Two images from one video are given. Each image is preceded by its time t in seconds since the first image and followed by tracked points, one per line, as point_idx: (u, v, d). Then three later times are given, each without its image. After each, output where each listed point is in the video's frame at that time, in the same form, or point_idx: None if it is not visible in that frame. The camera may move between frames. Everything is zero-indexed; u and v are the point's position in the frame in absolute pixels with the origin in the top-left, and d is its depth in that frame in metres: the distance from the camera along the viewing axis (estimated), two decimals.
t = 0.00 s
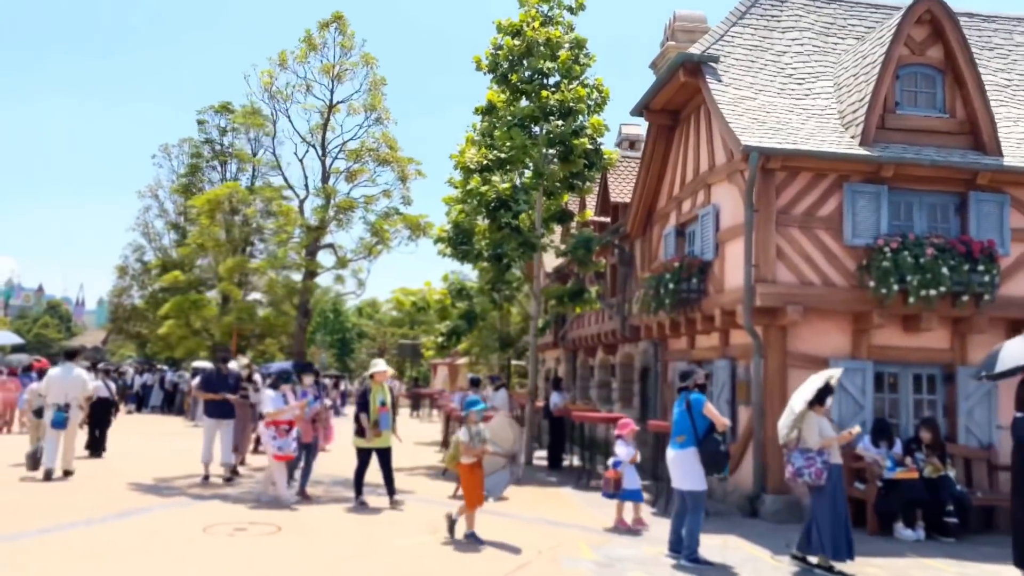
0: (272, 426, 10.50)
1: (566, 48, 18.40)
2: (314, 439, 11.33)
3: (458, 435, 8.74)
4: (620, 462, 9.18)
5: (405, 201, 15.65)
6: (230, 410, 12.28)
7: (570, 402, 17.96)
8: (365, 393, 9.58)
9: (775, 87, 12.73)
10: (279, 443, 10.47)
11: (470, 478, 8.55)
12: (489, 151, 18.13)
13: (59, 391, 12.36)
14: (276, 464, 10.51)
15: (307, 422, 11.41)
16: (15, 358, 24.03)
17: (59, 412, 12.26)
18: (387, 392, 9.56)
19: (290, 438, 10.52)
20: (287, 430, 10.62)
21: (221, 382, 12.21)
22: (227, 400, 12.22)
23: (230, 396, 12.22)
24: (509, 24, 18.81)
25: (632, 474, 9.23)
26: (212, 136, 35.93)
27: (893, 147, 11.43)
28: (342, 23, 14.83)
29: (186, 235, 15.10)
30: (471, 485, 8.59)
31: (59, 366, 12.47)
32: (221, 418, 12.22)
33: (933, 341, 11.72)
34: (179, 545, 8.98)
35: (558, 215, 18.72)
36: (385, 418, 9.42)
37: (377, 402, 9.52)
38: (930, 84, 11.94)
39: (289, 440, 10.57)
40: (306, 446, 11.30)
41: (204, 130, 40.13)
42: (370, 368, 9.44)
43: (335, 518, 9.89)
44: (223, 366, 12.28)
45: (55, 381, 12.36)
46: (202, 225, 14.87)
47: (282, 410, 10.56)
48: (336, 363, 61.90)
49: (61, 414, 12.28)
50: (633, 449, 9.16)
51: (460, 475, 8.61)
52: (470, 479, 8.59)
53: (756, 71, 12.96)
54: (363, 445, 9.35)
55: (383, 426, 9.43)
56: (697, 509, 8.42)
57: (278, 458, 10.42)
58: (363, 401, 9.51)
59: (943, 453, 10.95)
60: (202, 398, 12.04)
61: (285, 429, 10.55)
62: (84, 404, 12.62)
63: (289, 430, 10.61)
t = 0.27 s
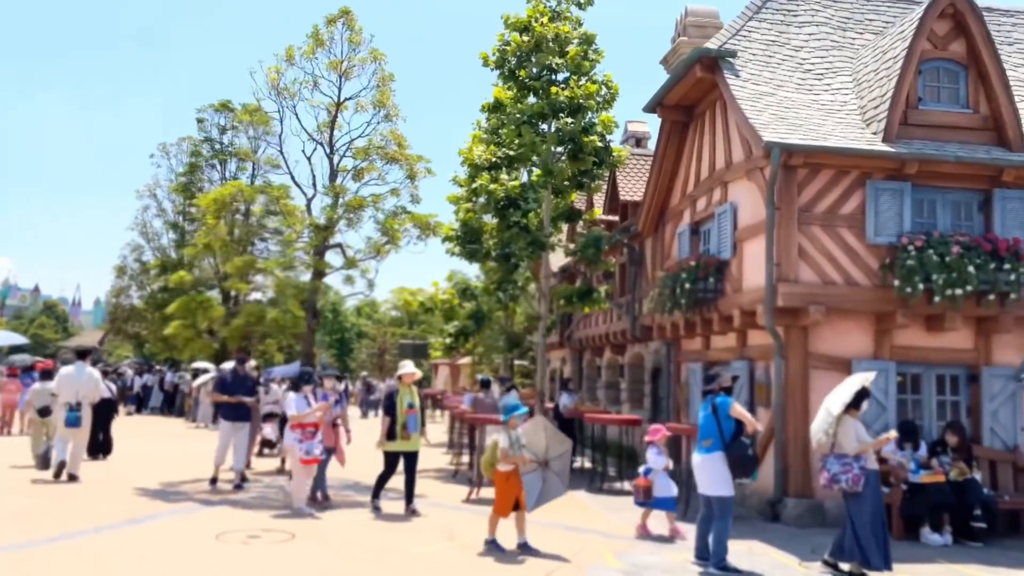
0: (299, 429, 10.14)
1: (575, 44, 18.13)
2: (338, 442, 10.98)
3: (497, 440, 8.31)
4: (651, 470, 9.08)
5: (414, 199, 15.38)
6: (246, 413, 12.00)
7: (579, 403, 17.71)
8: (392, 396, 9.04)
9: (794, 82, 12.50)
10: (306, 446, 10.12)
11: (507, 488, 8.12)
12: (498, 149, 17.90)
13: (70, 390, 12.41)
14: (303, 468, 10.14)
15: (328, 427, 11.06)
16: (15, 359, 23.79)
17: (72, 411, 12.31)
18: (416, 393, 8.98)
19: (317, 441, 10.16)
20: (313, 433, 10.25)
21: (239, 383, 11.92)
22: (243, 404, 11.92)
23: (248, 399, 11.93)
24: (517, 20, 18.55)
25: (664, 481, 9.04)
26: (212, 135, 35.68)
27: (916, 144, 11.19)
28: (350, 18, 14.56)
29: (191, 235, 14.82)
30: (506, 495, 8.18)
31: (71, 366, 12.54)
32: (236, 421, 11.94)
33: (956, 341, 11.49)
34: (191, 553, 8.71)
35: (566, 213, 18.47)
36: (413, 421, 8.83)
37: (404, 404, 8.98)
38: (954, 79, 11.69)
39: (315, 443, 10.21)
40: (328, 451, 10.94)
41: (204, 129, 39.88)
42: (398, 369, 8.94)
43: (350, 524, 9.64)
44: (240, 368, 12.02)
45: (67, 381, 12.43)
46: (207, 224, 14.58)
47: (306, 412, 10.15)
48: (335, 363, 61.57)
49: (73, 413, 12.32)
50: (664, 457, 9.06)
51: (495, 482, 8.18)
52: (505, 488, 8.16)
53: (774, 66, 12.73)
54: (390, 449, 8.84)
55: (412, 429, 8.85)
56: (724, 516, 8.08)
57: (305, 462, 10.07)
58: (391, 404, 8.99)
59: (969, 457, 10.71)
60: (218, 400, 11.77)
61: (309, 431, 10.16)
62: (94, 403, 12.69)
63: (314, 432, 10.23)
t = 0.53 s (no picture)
0: (317, 430, 10.05)
1: (582, 39, 17.94)
2: (365, 444, 10.76)
3: (542, 444, 8.04)
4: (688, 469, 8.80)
5: (423, 197, 15.21)
6: (262, 414, 11.83)
7: (589, 402, 17.57)
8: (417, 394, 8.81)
9: (810, 76, 12.35)
10: (323, 449, 9.98)
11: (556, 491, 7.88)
12: (506, 147, 17.73)
13: (77, 395, 12.48)
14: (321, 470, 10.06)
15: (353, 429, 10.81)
16: (16, 360, 23.60)
17: (79, 415, 12.36)
18: (441, 392, 8.77)
19: (334, 444, 10.00)
20: (332, 434, 10.13)
21: (257, 383, 11.78)
22: (262, 404, 11.81)
23: (265, 398, 11.82)
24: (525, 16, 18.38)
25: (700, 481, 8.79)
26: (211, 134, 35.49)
27: (937, 138, 11.06)
28: (358, 12, 14.39)
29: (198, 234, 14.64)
30: (557, 500, 7.92)
31: (78, 371, 12.62)
32: (256, 421, 11.80)
33: (977, 338, 11.36)
34: (207, 555, 8.54)
35: (574, 211, 18.32)
36: (437, 420, 8.58)
37: (428, 403, 8.76)
38: (973, 72, 11.56)
39: (333, 445, 10.06)
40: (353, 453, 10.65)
41: (203, 128, 39.68)
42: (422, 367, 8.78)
43: (366, 526, 9.47)
44: (258, 367, 11.87)
45: (75, 385, 12.51)
46: (214, 222, 14.40)
47: (325, 413, 10.01)
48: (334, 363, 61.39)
49: (81, 416, 12.36)
50: (700, 456, 8.77)
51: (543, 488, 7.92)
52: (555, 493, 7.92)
53: (790, 60, 12.58)
54: (415, 448, 8.60)
55: (437, 428, 8.59)
56: (751, 517, 7.85)
57: (322, 465, 9.97)
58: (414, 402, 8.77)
59: (993, 455, 10.58)
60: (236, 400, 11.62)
61: (329, 433, 10.09)
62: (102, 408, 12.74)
63: (333, 434, 10.10)
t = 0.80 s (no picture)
0: (335, 438, 9.71)
1: (589, 37, 17.71)
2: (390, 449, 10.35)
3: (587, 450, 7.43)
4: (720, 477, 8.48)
5: (430, 196, 14.95)
6: (275, 421, 11.55)
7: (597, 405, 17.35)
8: (436, 401, 8.84)
9: (828, 74, 12.15)
10: (339, 457, 9.63)
11: (607, 500, 7.36)
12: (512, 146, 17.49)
13: (81, 396, 12.74)
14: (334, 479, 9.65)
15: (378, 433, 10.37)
16: (11, 362, 23.23)
17: (83, 416, 12.63)
18: (461, 399, 8.82)
19: (351, 452, 9.64)
20: (351, 442, 9.75)
21: (268, 389, 11.57)
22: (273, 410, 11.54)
23: (277, 406, 11.56)
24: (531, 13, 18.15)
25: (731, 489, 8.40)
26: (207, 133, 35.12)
27: (959, 137, 10.86)
28: (365, 9, 14.13)
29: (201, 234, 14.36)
30: (604, 509, 7.38)
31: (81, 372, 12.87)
32: (267, 428, 11.49)
33: (999, 341, 11.17)
34: (220, 565, 8.28)
35: (580, 211, 18.09)
36: (458, 428, 8.62)
37: (449, 410, 8.78)
38: (995, 71, 11.37)
39: (351, 454, 9.69)
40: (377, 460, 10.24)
41: (198, 127, 39.26)
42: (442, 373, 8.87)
43: (381, 536, 9.20)
44: (269, 372, 11.64)
45: (78, 387, 12.76)
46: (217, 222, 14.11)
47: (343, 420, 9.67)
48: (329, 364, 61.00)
49: (85, 417, 12.63)
50: (733, 464, 8.46)
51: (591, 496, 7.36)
52: (603, 502, 7.38)
53: (806, 57, 12.38)
54: (435, 457, 8.62)
55: (456, 436, 8.58)
56: (782, 526, 7.71)
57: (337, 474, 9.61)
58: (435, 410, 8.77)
59: (1017, 460, 10.39)
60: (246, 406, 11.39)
61: (347, 441, 9.69)
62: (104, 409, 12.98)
63: (351, 441, 9.72)
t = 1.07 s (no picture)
0: (359, 440, 9.31)
1: (593, 35, 17.56)
2: (417, 452, 9.89)
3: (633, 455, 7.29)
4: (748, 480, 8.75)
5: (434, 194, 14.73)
6: (287, 421, 11.21)
7: (602, 406, 17.16)
8: (455, 402, 8.90)
9: (840, 70, 12.01)
10: (364, 461, 9.24)
11: (651, 505, 7.19)
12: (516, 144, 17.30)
13: (83, 398, 12.54)
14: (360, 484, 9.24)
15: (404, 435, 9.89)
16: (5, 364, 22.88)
17: (85, 418, 12.48)
18: (480, 400, 8.92)
19: (377, 456, 9.24)
20: (375, 445, 9.36)
21: (280, 387, 11.18)
22: (286, 409, 11.18)
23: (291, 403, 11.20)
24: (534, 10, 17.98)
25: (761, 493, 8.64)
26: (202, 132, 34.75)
27: (976, 133, 10.73)
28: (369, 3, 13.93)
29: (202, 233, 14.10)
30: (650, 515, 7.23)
31: (84, 372, 12.64)
32: (280, 429, 11.17)
33: (1015, 339, 11.04)
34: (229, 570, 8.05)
35: (584, 210, 17.91)
36: (480, 429, 8.67)
37: (468, 411, 8.82)
38: (1010, 66, 11.24)
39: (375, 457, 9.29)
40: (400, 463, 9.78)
41: (192, 126, 38.89)
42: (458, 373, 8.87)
43: (393, 540, 9.00)
44: (281, 370, 11.23)
45: (80, 388, 12.54)
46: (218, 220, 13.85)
47: (371, 421, 9.29)
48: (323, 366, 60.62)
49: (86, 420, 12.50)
50: (761, 466, 8.73)
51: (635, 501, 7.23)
52: (648, 508, 7.22)
53: (818, 53, 12.24)
54: (458, 458, 8.62)
55: (479, 437, 8.65)
56: (808, 528, 7.54)
57: (361, 478, 9.21)
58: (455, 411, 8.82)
59: None
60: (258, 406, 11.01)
61: (372, 444, 9.28)
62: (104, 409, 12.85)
63: (376, 444, 9.32)
